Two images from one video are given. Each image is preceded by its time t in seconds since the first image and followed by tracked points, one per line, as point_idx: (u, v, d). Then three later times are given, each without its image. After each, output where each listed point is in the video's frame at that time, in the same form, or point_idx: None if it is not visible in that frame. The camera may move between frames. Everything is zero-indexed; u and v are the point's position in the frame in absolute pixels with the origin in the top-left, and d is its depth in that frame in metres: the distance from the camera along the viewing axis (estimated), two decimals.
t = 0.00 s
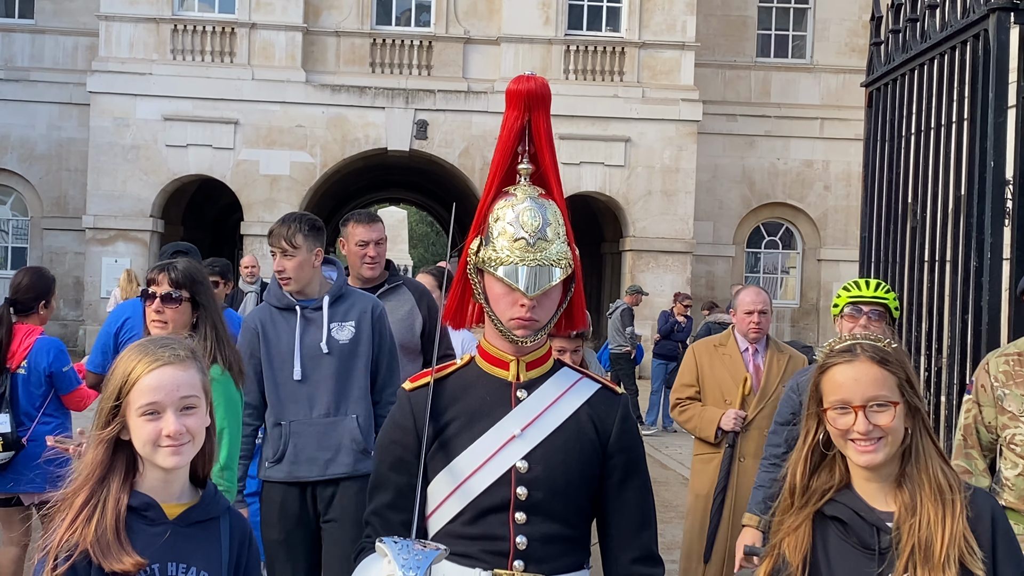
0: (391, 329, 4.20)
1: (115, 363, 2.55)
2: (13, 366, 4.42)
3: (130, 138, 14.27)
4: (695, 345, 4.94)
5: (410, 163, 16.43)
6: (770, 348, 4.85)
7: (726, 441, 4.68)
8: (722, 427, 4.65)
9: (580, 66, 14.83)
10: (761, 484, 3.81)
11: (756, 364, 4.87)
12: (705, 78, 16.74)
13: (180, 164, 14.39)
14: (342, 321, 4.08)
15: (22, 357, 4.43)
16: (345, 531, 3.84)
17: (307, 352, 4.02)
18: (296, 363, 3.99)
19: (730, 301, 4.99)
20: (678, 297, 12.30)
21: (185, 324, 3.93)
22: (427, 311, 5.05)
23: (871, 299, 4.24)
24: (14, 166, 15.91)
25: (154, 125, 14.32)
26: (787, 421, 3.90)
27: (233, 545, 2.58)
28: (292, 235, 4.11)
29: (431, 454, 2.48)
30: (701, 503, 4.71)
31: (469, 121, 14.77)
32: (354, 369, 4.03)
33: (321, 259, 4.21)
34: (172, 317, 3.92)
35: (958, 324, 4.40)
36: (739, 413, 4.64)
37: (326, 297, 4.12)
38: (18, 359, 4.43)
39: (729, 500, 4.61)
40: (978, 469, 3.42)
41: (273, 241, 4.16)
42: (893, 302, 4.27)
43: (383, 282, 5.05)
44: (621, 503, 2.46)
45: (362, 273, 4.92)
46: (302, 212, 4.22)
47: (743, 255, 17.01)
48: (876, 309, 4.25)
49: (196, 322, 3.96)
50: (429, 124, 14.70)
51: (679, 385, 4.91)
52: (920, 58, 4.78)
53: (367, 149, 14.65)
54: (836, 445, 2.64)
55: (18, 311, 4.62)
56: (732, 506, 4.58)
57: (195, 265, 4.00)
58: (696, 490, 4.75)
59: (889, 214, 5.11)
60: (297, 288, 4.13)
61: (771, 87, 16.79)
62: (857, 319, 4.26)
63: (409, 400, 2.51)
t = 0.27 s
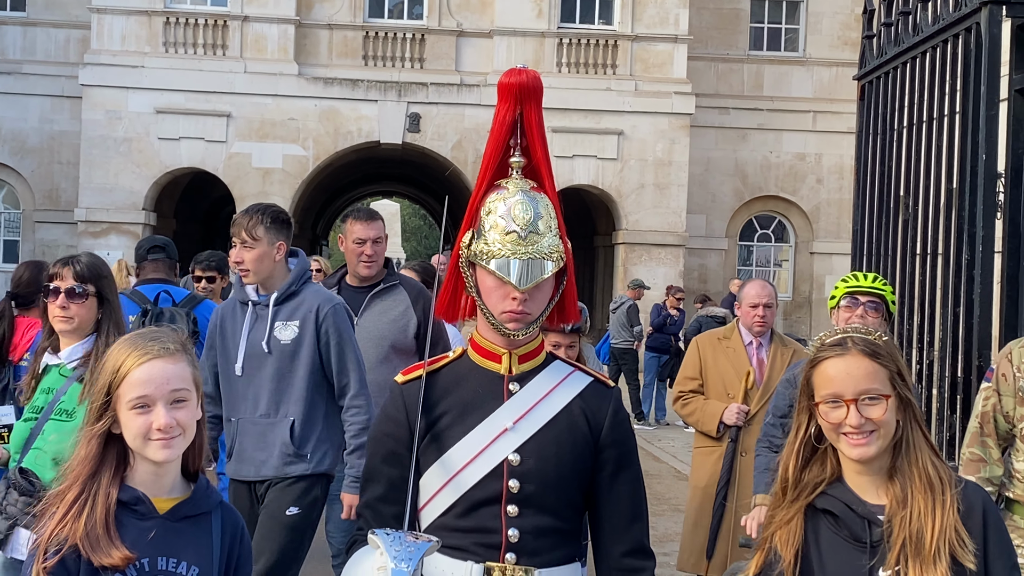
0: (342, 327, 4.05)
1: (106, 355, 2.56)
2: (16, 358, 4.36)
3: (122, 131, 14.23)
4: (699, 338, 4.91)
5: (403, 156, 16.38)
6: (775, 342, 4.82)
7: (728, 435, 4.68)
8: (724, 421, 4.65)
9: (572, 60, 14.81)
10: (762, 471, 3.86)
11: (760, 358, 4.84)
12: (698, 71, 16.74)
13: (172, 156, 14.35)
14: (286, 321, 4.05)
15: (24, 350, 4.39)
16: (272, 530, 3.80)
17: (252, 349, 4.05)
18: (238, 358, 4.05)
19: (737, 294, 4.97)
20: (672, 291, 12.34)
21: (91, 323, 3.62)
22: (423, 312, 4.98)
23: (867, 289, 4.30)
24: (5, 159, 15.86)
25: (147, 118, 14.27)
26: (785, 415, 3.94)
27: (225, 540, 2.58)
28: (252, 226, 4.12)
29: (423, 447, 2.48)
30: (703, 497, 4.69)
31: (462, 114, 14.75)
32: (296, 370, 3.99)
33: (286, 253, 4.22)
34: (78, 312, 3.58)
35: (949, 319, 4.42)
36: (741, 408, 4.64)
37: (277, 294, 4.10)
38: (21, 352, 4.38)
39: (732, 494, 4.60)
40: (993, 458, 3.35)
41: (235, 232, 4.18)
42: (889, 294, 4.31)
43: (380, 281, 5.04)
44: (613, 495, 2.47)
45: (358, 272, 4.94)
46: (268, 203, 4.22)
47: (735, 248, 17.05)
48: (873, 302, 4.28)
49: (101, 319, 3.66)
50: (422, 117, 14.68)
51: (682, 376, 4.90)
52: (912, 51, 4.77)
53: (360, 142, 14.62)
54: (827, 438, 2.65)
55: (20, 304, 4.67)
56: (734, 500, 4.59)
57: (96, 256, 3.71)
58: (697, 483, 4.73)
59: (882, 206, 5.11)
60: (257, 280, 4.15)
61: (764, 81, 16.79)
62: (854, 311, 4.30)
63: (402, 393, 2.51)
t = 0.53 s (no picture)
0: (278, 337, 3.82)
1: (103, 349, 2.57)
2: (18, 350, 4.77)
3: (117, 125, 14.20)
4: (700, 333, 4.92)
5: (399, 150, 16.35)
6: (775, 338, 4.84)
7: (731, 431, 4.65)
8: (728, 416, 4.61)
9: (569, 54, 14.79)
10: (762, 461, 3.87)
11: (760, 353, 4.86)
12: (694, 65, 16.74)
13: (167, 151, 14.33)
14: (230, 325, 3.90)
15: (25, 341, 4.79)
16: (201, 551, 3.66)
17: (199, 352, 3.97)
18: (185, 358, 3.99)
19: (737, 289, 4.99)
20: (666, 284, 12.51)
21: (13, 313, 3.41)
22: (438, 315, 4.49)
23: (880, 290, 4.26)
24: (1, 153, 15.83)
25: (142, 112, 14.25)
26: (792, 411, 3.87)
27: (223, 535, 2.57)
28: (213, 224, 3.98)
29: (418, 440, 2.49)
30: (702, 494, 4.65)
31: (457, 108, 14.74)
32: (228, 379, 3.85)
33: (247, 253, 4.06)
34: None
35: (944, 311, 4.44)
36: (745, 404, 4.60)
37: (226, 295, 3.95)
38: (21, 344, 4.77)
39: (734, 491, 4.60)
40: (1007, 447, 3.33)
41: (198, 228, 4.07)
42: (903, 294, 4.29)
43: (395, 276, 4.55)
44: (608, 489, 2.48)
45: (372, 265, 4.46)
46: (232, 199, 4.07)
47: (731, 243, 17.07)
48: (886, 301, 4.27)
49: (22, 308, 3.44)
50: (417, 111, 14.67)
51: (684, 372, 4.88)
52: (907, 45, 4.78)
53: (355, 136, 14.61)
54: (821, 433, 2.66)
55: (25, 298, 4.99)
56: (735, 498, 4.58)
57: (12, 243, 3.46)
58: (695, 480, 4.70)
59: (877, 200, 5.11)
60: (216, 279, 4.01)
61: (759, 75, 16.79)
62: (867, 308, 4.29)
63: (397, 387, 2.52)
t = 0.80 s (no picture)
0: (225, 325, 3.84)
1: (101, 343, 2.57)
2: (23, 347, 4.79)
3: (115, 121, 14.19)
4: (695, 333, 4.89)
5: (396, 145, 16.34)
6: (772, 335, 4.86)
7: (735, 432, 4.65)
8: (730, 417, 4.60)
9: (566, 49, 14.77)
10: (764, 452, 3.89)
11: (757, 351, 4.87)
12: (692, 61, 16.73)
13: (165, 147, 14.32)
14: (182, 312, 3.94)
15: (31, 338, 4.81)
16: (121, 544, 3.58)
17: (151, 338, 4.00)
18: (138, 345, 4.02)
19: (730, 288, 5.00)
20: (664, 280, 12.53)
21: None
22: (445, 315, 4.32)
23: (897, 295, 4.11)
24: None
25: (139, 108, 14.23)
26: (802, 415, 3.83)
27: (223, 528, 2.58)
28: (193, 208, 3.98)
29: (416, 434, 2.49)
30: (710, 498, 4.64)
31: (455, 104, 14.74)
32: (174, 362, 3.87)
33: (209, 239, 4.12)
34: None
35: (942, 306, 4.44)
36: (746, 404, 4.60)
37: (180, 282, 3.99)
38: (28, 340, 4.80)
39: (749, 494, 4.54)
40: (1005, 439, 3.38)
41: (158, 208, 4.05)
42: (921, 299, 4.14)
43: (403, 274, 4.37)
44: (606, 484, 2.49)
45: (378, 263, 4.30)
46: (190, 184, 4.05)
47: (728, 239, 17.09)
48: (902, 305, 4.13)
49: None
50: (414, 107, 14.66)
51: (682, 374, 4.85)
52: (905, 40, 4.78)
53: (353, 132, 14.61)
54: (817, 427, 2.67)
55: (21, 294, 4.94)
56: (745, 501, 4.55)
57: None
58: (699, 483, 4.70)
59: (875, 194, 5.10)
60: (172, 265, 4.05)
61: (757, 71, 16.80)
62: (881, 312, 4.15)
63: (395, 381, 2.53)
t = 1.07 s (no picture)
0: (201, 321, 3.93)
1: (105, 340, 2.58)
2: (17, 344, 4.75)
3: (115, 117, 14.19)
4: (690, 329, 4.89)
5: (396, 142, 16.34)
6: (768, 332, 4.85)
7: (728, 435, 4.63)
8: (723, 420, 4.59)
9: (566, 46, 14.77)
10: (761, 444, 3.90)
11: (753, 347, 4.89)
12: (692, 57, 16.72)
13: (165, 143, 14.32)
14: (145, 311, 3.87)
15: (25, 335, 4.77)
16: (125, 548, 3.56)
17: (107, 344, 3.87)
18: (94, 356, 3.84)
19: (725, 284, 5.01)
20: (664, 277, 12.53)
21: None
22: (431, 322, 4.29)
23: (897, 299, 4.10)
24: None
25: (140, 105, 14.23)
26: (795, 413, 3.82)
27: (226, 523, 2.58)
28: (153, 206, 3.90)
29: (416, 430, 2.49)
30: (705, 496, 4.61)
31: (455, 100, 14.73)
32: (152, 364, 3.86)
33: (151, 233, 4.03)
34: None
35: (942, 302, 4.45)
36: (740, 407, 4.57)
37: (137, 282, 3.89)
38: (21, 338, 4.76)
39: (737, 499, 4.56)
40: (995, 438, 3.34)
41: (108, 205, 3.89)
42: (922, 299, 4.11)
43: (385, 281, 4.32)
44: (605, 479, 2.49)
45: (368, 270, 4.23)
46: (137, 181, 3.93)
47: (729, 235, 17.09)
48: (902, 307, 4.10)
49: None
50: (414, 103, 14.66)
51: (675, 373, 4.88)
52: (905, 36, 4.78)
53: (353, 129, 14.60)
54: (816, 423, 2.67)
55: (15, 292, 5.02)
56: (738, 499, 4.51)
57: None
58: (695, 482, 4.68)
59: (874, 190, 5.10)
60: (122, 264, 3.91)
61: (757, 67, 16.79)
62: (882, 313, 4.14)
63: (395, 376, 2.54)
